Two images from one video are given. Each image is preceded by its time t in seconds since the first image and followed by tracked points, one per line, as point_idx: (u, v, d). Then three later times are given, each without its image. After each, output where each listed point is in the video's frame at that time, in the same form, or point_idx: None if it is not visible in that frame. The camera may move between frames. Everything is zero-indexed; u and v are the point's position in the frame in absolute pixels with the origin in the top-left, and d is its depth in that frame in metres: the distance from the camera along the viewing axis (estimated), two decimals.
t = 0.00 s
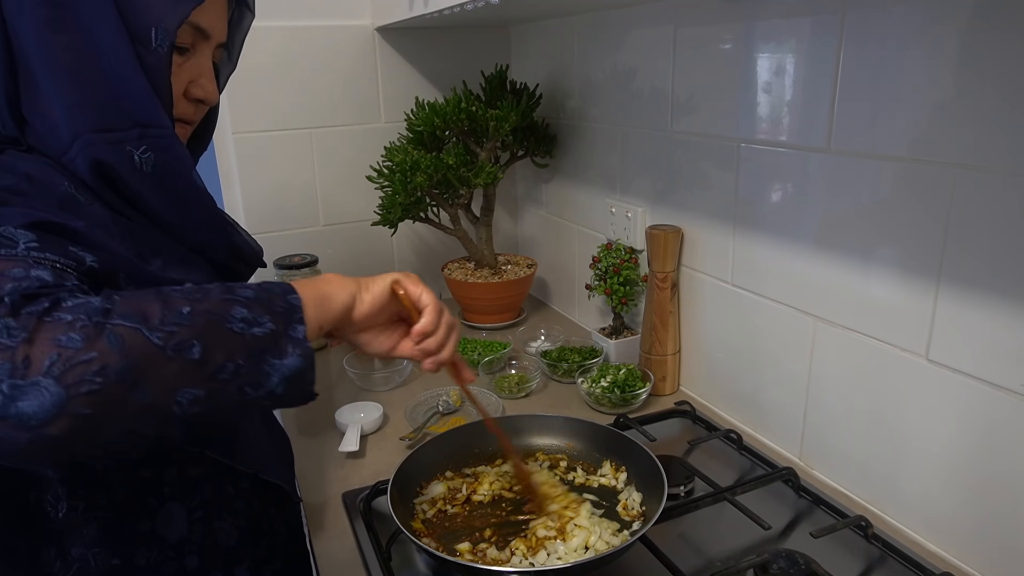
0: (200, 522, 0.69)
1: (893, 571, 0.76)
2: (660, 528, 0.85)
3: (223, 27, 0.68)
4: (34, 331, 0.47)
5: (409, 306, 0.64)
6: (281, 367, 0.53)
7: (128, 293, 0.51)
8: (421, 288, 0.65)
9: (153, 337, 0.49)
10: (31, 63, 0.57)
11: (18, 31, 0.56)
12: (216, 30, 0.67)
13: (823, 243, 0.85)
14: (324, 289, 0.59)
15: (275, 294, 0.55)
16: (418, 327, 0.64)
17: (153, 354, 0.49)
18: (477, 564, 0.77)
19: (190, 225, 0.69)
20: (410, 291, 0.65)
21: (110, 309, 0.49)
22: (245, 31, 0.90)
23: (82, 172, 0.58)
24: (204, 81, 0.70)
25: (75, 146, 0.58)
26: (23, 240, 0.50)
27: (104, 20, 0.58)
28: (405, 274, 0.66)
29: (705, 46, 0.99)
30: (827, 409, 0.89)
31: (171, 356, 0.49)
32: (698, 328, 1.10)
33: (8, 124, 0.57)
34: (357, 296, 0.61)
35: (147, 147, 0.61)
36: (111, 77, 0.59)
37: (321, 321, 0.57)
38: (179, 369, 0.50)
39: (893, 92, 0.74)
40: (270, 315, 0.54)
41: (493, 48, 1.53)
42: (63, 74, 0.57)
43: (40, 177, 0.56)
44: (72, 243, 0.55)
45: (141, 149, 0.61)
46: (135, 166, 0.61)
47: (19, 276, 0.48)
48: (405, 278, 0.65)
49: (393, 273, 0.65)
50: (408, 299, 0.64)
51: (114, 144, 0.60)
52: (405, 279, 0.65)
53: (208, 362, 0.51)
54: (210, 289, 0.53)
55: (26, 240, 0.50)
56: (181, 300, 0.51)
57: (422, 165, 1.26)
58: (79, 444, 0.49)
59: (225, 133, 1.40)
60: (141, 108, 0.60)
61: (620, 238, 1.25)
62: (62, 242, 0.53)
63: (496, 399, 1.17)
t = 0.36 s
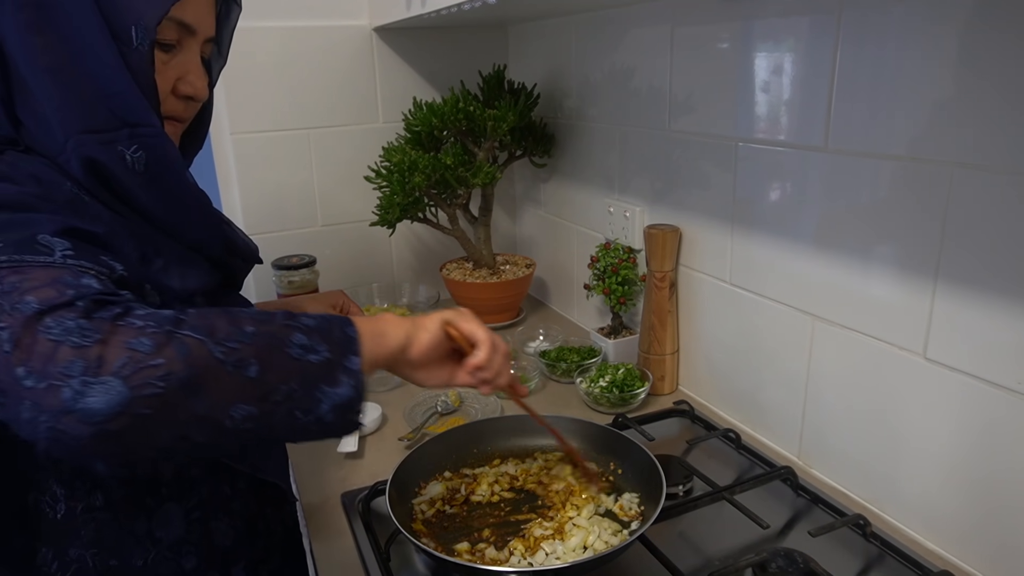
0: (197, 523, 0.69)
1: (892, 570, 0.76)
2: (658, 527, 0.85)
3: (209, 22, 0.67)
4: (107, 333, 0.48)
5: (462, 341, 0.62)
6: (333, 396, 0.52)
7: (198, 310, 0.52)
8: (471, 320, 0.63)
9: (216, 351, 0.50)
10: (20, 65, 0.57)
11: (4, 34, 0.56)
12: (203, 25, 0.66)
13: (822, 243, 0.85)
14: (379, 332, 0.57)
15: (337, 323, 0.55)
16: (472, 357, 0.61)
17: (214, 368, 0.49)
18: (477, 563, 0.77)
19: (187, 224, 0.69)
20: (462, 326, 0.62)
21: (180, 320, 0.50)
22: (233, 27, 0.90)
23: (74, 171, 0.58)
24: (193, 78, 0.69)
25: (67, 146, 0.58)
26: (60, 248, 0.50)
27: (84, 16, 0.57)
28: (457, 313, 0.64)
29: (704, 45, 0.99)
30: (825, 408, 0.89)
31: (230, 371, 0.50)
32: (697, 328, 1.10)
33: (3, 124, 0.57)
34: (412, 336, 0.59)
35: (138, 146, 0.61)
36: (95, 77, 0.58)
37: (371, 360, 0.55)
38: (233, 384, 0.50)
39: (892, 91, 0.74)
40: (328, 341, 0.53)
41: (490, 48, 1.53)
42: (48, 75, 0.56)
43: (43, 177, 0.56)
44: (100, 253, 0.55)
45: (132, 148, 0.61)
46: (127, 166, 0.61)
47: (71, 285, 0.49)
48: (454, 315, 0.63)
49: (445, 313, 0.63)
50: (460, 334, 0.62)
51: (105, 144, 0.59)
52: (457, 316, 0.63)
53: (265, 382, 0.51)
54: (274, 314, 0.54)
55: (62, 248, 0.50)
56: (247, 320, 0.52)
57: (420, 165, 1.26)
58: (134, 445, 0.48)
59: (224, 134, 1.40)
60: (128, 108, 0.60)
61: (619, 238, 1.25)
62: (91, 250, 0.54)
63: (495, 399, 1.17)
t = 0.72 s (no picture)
0: (197, 521, 0.69)
1: (890, 570, 0.76)
2: (656, 528, 0.85)
3: (211, 22, 0.67)
4: None
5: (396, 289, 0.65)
6: (230, 337, 0.51)
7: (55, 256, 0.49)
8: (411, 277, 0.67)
9: (75, 295, 0.47)
10: (20, 65, 0.57)
11: (6, 32, 0.56)
12: (204, 25, 0.66)
13: (819, 243, 0.85)
14: (293, 264, 0.60)
15: (233, 262, 0.54)
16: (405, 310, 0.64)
17: (79, 313, 0.47)
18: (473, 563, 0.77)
19: (184, 222, 0.68)
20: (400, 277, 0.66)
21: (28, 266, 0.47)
22: (235, 28, 0.90)
23: (74, 171, 0.58)
24: (195, 78, 0.69)
25: (67, 145, 0.58)
26: None
27: (83, 15, 0.57)
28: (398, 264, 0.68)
29: (702, 45, 0.99)
30: (822, 410, 0.90)
31: (96, 315, 0.47)
32: (695, 328, 1.10)
33: (3, 123, 0.57)
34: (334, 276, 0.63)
35: (137, 146, 0.61)
36: (95, 76, 0.58)
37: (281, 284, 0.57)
38: (105, 328, 0.47)
39: (888, 92, 0.74)
40: (224, 281, 0.52)
41: (488, 49, 1.53)
42: (48, 73, 0.56)
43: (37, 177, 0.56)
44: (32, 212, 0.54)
45: (131, 148, 0.60)
46: (126, 165, 0.60)
47: None
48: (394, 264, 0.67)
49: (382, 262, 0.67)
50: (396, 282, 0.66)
51: (105, 143, 0.59)
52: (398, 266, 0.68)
53: (141, 324, 0.48)
54: (152, 252, 0.52)
55: None
56: (116, 260, 0.49)
57: (418, 166, 1.26)
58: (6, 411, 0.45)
59: (221, 134, 1.40)
60: (129, 107, 0.60)
61: (616, 238, 1.25)
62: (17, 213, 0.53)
63: (493, 400, 1.17)
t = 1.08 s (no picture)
0: (193, 529, 0.68)
1: (888, 570, 0.77)
2: (654, 528, 0.85)
3: (199, 20, 0.67)
4: (18, 352, 0.46)
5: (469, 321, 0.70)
6: (295, 401, 0.52)
7: (129, 317, 0.51)
8: (476, 301, 0.72)
9: (145, 364, 0.48)
10: (9, 70, 0.57)
11: None
12: (192, 23, 0.66)
13: (817, 244, 0.86)
14: (363, 315, 0.60)
15: (303, 317, 0.55)
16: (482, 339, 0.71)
17: (147, 382, 0.48)
18: (471, 564, 0.77)
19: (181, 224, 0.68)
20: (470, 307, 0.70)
21: (104, 330, 0.49)
22: (226, 23, 0.90)
23: (67, 173, 0.58)
24: (185, 78, 0.69)
25: (58, 148, 0.58)
26: (12, 252, 0.50)
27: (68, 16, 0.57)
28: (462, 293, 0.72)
29: (699, 46, 0.99)
30: (820, 409, 0.90)
31: (165, 385, 0.48)
32: (693, 328, 1.10)
33: None
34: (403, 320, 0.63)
35: (128, 148, 0.61)
36: (82, 79, 0.58)
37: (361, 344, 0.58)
38: (172, 397, 0.49)
39: (887, 92, 0.74)
40: (292, 342, 0.53)
41: (486, 49, 1.53)
42: (36, 77, 0.56)
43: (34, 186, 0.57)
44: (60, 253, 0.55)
45: (122, 151, 0.61)
46: (118, 168, 0.60)
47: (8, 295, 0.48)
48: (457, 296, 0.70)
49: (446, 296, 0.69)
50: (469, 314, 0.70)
51: (95, 146, 0.59)
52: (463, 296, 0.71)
53: (208, 392, 0.50)
54: (222, 312, 0.53)
55: (14, 252, 0.51)
56: (188, 325, 0.51)
57: (416, 166, 1.27)
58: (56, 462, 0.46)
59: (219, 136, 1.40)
60: (117, 109, 0.59)
61: (614, 239, 1.25)
62: (49, 252, 0.54)
63: (491, 400, 1.17)
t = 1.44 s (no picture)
0: (191, 529, 0.68)
1: (885, 571, 0.77)
2: (652, 529, 0.85)
3: (200, 23, 0.67)
4: None
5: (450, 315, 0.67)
6: (265, 374, 0.50)
7: (87, 295, 0.48)
8: (443, 296, 0.64)
9: (104, 341, 0.45)
10: (6, 70, 0.56)
11: None
12: (193, 25, 0.66)
13: (816, 245, 0.85)
14: (331, 286, 0.58)
15: (269, 290, 0.53)
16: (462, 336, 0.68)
17: (107, 361, 0.45)
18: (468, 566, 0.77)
19: (176, 227, 0.68)
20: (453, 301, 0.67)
21: (59, 309, 0.46)
22: (228, 25, 0.90)
23: (62, 174, 0.58)
24: (185, 79, 0.69)
25: (54, 148, 0.57)
26: None
27: (67, 18, 0.57)
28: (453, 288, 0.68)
29: (698, 47, 0.99)
30: (817, 410, 0.90)
31: (126, 363, 0.46)
32: (692, 329, 1.10)
33: None
34: (370, 295, 0.61)
35: (125, 150, 0.60)
36: (79, 80, 0.58)
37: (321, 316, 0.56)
38: (134, 375, 0.46)
39: (886, 92, 0.74)
40: (258, 316, 0.51)
41: (485, 50, 1.53)
42: (32, 78, 0.56)
43: (32, 183, 0.56)
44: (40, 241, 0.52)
45: (119, 152, 0.60)
46: (115, 170, 0.60)
47: None
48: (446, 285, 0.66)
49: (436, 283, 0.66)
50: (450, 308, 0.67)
51: (91, 147, 0.59)
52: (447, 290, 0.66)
53: (173, 368, 0.47)
54: (186, 287, 0.50)
55: None
56: (149, 300, 0.48)
57: (415, 167, 1.26)
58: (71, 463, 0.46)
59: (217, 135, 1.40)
60: (114, 111, 0.59)
61: (613, 239, 1.25)
62: (29, 240, 0.51)
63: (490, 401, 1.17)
